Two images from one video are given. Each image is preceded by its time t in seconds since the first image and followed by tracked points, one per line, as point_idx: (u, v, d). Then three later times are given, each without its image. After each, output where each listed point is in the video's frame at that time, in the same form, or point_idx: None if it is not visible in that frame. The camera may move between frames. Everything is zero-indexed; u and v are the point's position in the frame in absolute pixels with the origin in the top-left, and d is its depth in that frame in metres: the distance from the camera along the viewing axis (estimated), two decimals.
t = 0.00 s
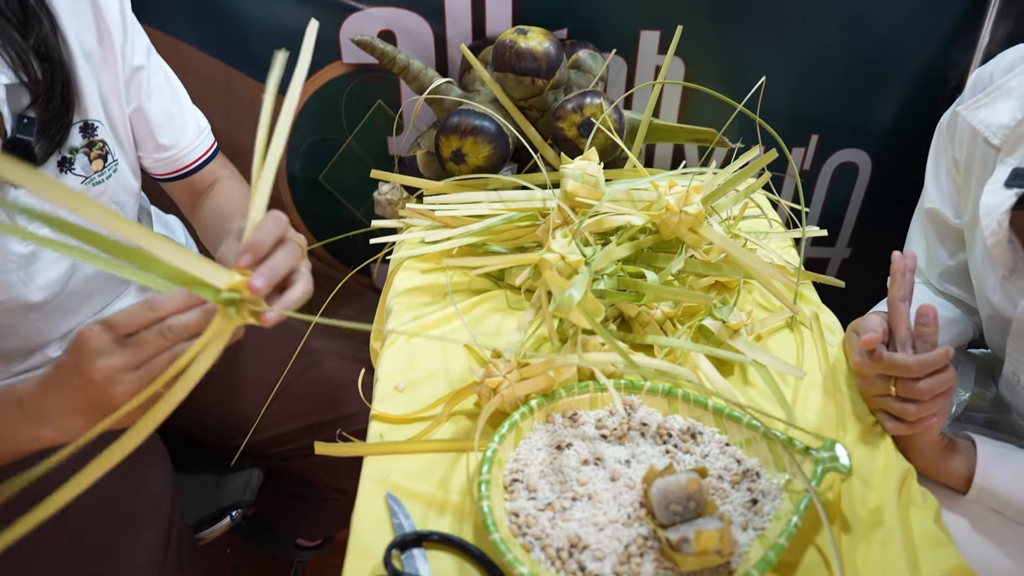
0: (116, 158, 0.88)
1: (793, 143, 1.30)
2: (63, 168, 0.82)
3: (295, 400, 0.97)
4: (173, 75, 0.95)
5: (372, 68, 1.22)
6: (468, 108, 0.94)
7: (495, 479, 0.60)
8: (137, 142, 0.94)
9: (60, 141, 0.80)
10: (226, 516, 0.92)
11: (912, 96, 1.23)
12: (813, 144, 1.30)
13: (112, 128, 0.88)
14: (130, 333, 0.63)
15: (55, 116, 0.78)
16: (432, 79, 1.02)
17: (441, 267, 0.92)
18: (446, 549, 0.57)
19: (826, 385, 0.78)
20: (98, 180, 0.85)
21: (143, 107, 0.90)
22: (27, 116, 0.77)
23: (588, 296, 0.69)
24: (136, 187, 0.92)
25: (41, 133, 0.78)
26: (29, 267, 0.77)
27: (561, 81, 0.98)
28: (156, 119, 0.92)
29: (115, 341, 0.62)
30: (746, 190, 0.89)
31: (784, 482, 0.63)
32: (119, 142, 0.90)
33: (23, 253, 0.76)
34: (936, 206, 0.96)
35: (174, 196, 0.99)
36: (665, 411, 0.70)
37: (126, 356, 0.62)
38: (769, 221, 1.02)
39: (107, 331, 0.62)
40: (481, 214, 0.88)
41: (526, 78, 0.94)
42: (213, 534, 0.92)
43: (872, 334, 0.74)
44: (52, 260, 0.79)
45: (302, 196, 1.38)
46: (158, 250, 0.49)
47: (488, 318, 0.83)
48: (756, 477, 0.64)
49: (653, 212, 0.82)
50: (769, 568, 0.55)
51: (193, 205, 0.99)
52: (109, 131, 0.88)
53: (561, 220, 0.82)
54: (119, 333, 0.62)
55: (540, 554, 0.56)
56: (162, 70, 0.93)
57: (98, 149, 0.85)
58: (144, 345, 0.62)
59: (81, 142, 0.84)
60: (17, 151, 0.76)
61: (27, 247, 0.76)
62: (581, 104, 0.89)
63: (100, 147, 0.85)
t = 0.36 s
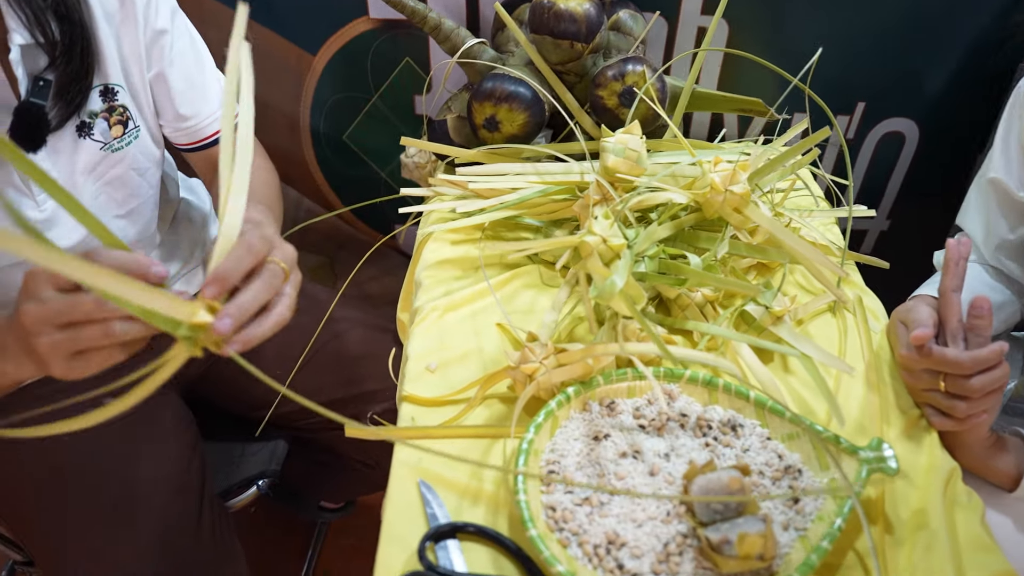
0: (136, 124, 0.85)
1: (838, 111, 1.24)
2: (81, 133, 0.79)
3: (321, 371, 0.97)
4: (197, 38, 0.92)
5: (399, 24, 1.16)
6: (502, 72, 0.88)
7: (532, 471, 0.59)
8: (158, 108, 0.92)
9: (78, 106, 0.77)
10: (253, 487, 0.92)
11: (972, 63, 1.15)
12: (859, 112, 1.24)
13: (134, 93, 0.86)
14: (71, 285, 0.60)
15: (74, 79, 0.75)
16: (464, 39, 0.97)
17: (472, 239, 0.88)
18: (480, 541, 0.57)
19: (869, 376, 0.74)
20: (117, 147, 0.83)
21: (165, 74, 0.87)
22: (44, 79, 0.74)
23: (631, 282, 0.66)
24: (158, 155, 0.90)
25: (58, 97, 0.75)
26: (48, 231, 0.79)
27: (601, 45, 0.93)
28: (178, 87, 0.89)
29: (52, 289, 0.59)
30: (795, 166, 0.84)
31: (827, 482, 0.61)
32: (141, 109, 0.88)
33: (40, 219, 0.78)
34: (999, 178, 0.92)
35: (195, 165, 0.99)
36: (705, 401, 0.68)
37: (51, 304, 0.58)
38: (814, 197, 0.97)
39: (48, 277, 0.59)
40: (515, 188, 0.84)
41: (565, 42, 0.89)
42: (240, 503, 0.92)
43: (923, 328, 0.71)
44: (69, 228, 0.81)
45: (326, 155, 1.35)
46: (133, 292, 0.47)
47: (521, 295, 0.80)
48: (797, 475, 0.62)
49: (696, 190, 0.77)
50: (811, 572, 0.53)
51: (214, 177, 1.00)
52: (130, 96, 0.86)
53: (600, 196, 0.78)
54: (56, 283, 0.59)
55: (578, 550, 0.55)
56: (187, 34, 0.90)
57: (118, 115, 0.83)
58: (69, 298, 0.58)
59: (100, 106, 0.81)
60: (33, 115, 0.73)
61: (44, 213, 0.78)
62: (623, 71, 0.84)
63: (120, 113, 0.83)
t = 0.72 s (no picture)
0: (156, 102, 0.81)
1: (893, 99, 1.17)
2: (100, 111, 0.75)
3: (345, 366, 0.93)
4: (217, 12, 0.88)
5: None
6: (542, 55, 0.82)
7: (575, 492, 0.55)
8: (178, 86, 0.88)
9: (97, 82, 0.73)
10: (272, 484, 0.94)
11: None
12: (912, 100, 1.16)
13: (154, 70, 0.82)
14: (136, 275, 0.53)
15: (94, 54, 0.71)
16: (500, 19, 0.91)
17: (506, 233, 0.83)
18: (520, 566, 0.53)
19: (929, 392, 0.68)
20: (138, 126, 0.79)
21: (187, 49, 0.84)
22: (63, 54, 0.69)
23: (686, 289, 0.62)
24: (178, 134, 0.86)
25: (78, 73, 0.70)
26: (66, 213, 0.76)
27: (647, 27, 0.87)
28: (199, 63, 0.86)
29: (116, 282, 0.53)
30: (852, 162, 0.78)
31: (890, 511, 0.56)
32: (161, 87, 0.84)
33: (59, 200, 0.74)
34: None
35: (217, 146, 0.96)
36: (756, 416, 0.63)
37: (119, 299, 0.52)
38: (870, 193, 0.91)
39: (109, 268, 0.52)
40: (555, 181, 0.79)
41: (610, 24, 0.82)
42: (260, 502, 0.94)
43: (997, 347, 0.66)
44: (86, 210, 0.77)
45: (350, 136, 1.30)
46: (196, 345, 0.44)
47: (560, 295, 0.76)
48: (857, 500, 0.58)
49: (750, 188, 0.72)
50: None
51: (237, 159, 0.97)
52: (150, 74, 0.82)
53: (647, 191, 0.73)
54: (120, 274, 0.52)
55: None
56: (208, 7, 0.86)
57: (138, 92, 0.78)
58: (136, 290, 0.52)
59: (120, 83, 0.77)
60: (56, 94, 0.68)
61: (63, 194, 0.74)
62: (672, 57, 0.78)
63: (139, 90, 0.79)
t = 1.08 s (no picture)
0: (175, 86, 0.79)
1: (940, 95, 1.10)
2: (116, 95, 0.73)
3: (361, 359, 0.90)
4: None
5: None
6: (572, 41, 0.77)
7: (597, 510, 0.52)
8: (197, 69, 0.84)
9: (114, 65, 0.70)
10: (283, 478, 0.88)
11: None
12: (961, 96, 1.05)
13: (174, 52, 0.79)
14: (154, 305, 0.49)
15: (111, 36, 0.68)
16: (530, 3, 0.87)
17: (531, 228, 0.80)
18: None
19: (976, 413, 0.64)
20: (155, 110, 0.76)
21: (209, 31, 0.80)
22: (80, 35, 0.66)
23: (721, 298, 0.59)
24: (196, 120, 0.83)
25: (95, 54, 0.68)
26: (80, 200, 0.73)
27: (684, 14, 0.81)
28: (220, 46, 0.82)
29: (134, 316, 0.49)
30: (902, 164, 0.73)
31: (933, 543, 0.53)
32: (180, 70, 0.81)
33: (73, 187, 0.71)
34: None
35: (238, 132, 0.93)
36: (791, 434, 0.60)
37: (142, 334, 0.49)
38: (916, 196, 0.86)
39: (125, 304, 0.48)
40: (585, 176, 0.75)
41: (647, 11, 0.78)
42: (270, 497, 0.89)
43: None
44: (100, 197, 0.75)
45: (371, 121, 1.27)
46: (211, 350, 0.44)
47: (585, 296, 0.72)
48: (896, 529, 0.54)
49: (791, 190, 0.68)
50: None
51: (255, 144, 0.93)
52: (170, 56, 0.78)
53: (681, 190, 0.69)
54: (137, 308, 0.48)
55: None
56: None
57: (156, 75, 0.76)
58: (156, 322, 0.48)
59: (138, 66, 0.74)
60: (72, 77, 0.65)
61: (76, 180, 0.71)
62: (712, 48, 0.73)
63: (158, 73, 0.76)
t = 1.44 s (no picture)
0: (185, 56, 0.75)
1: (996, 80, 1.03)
2: (121, 64, 0.69)
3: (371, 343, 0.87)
4: None
5: None
6: (604, 12, 0.72)
7: (616, 520, 0.49)
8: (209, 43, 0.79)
9: (117, 32, 0.66)
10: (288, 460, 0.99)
11: None
12: None
13: (184, 22, 0.74)
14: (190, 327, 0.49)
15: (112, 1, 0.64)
16: None
17: (554, 211, 0.75)
18: None
19: None
20: (162, 82, 0.73)
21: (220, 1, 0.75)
22: None
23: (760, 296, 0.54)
24: (206, 92, 0.79)
25: (96, 21, 0.64)
26: (81, 175, 0.69)
27: None
28: (232, 17, 0.76)
29: (169, 338, 0.49)
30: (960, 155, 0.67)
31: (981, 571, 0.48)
32: (191, 40, 0.76)
33: (74, 161, 0.68)
34: None
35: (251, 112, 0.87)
36: (827, 444, 0.56)
37: (178, 356, 0.49)
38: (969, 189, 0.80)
39: (164, 322, 0.48)
40: (614, 158, 0.70)
41: None
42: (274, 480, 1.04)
43: None
44: (102, 172, 0.71)
45: (390, 94, 1.22)
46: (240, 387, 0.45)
47: (609, 286, 0.68)
48: (941, 554, 0.50)
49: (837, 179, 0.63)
50: None
51: (269, 125, 0.87)
52: (180, 24, 0.74)
53: (716, 176, 0.65)
54: (175, 329, 0.49)
55: None
56: None
57: (164, 45, 0.72)
58: (194, 345, 0.49)
59: (145, 34, 0.70)
60: (69, 46, 0.60)
61: (77, 155, 0.68)
62: (756, 22, 0.67)
63: (166, 42, 0.72)
